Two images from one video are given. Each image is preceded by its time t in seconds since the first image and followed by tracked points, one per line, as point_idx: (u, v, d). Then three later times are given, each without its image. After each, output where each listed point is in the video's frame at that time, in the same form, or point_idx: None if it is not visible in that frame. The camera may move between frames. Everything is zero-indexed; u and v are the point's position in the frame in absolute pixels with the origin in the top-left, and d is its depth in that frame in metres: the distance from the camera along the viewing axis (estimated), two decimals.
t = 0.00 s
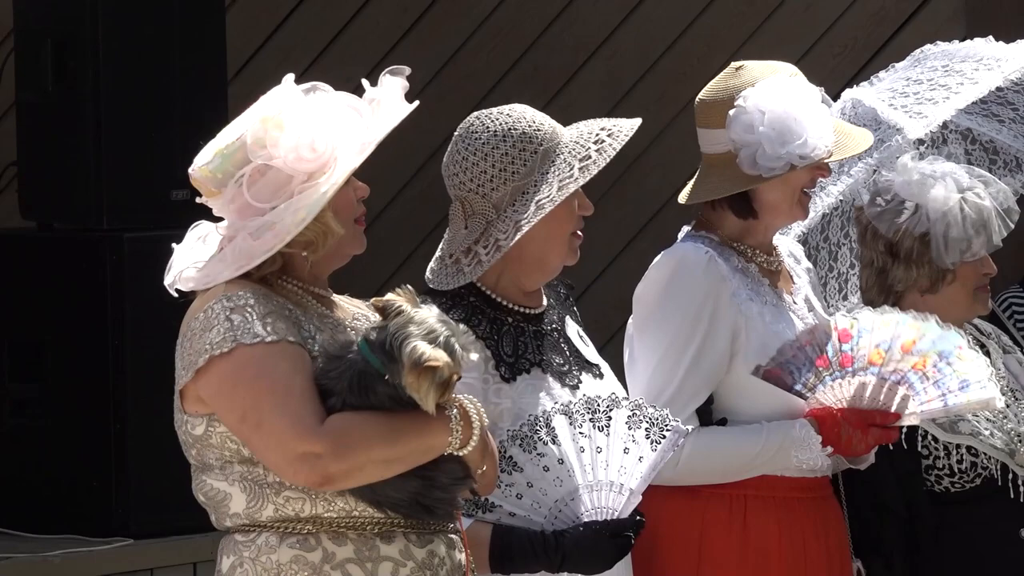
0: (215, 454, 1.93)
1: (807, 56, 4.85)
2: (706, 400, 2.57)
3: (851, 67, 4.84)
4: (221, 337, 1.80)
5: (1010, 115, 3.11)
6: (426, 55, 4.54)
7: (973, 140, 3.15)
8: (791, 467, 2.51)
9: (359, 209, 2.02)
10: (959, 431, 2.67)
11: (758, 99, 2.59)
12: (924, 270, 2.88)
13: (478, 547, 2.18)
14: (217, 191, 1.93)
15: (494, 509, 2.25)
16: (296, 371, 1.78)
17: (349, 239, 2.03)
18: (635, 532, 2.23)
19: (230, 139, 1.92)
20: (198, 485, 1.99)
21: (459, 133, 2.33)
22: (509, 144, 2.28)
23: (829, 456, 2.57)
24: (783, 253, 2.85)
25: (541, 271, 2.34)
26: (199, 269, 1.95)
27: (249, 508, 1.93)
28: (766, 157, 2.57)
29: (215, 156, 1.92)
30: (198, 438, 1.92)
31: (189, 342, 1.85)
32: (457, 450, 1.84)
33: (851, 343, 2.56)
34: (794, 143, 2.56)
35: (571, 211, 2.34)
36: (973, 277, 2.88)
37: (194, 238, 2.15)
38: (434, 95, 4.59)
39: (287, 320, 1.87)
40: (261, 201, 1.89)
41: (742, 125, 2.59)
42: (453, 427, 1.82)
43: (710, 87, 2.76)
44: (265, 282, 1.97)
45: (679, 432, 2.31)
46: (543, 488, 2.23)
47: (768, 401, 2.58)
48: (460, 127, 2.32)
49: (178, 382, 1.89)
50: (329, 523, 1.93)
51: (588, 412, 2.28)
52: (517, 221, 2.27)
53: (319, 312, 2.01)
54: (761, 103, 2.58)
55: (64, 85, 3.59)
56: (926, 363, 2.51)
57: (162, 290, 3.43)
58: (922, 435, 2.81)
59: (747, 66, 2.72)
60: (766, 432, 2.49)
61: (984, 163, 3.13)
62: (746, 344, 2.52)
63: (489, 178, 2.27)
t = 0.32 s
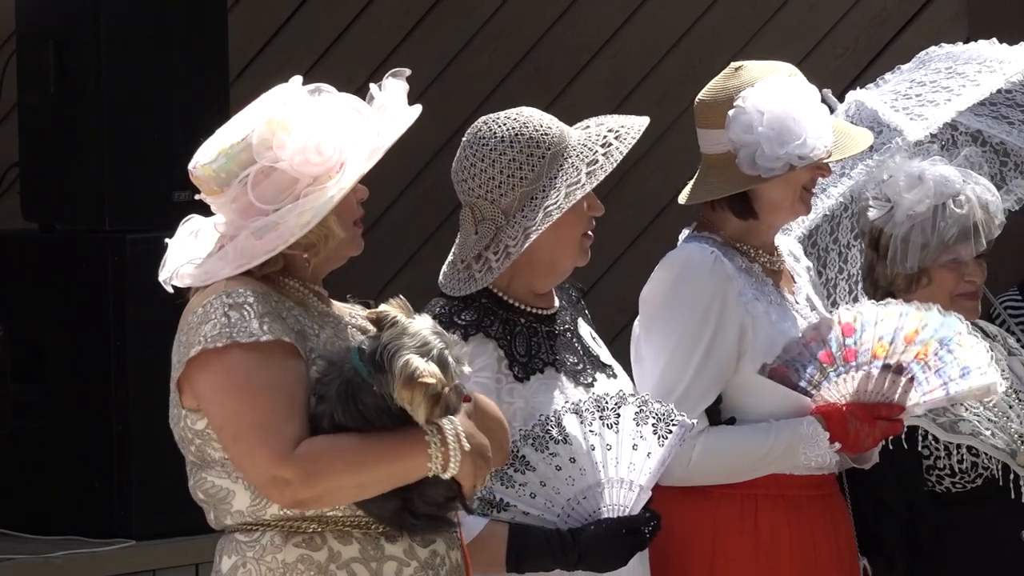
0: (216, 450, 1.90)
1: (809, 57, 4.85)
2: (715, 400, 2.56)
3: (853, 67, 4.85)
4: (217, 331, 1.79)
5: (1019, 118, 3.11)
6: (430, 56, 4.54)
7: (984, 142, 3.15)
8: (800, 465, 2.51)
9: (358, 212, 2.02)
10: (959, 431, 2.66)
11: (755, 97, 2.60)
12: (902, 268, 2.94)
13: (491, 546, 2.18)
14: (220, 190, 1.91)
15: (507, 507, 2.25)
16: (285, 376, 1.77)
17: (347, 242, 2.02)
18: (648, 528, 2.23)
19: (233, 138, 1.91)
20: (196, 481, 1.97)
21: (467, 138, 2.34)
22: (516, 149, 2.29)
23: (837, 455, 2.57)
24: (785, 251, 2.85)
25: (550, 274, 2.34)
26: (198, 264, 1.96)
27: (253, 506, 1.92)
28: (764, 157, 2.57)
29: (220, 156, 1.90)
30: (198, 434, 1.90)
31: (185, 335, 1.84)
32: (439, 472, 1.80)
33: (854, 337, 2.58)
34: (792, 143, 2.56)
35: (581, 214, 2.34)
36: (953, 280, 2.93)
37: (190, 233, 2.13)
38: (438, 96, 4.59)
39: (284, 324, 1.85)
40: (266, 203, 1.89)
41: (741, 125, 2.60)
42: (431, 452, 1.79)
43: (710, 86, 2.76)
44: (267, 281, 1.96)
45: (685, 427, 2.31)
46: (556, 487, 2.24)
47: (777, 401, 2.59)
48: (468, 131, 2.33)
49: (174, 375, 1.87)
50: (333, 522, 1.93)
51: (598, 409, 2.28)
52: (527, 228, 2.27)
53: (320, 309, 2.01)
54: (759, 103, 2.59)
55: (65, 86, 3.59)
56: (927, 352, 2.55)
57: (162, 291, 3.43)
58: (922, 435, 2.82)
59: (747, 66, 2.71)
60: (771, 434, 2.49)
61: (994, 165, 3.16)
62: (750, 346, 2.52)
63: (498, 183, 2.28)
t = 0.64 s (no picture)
0: (220, 447, 1.92)
1: (810, 57, 4.85)
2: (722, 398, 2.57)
3: (854, 67, 4.84)
4: (234, 327, 1.81)
5: None
6: (429, 57, 4.53)
7: (996, 141, 3.15)
8: (807, 459, 2.51)
9: (366, 208, 2.02)
10: (957, 434, 2.66)
11: (719, 102, 2.59)
12: (909, 264, 2.99)
13: (511, 540, 2.18)
14: (230, 184, 1.91)
15: (523, 503, 2.25)
16: (306, 369, 1.80)
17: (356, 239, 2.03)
18: (664, 527, 2.27)
19: (246, 132, 1.91)
20: (195, 475, 1.98)
21: (471, 138, 2.34)
22: (519, 147, 2.29)
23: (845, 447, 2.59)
24: (779, 249, 2.83)
25: (560, 271, 2.34)
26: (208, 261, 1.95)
27: (251, 506, 1.93)
28: (740, 167, 2.58)
29: (231, 149, 1.90)
30: (202, 430, 1.92)
31: (198, 330, 1.86)
32: (463, 469, 1.87)
33: (858, 335, 2.56)
34: (764, 145, 2.54)
35: (588, 208, 2.34)
36: (960, 273, 2.97)
37: (189, 232, 2.13)
38: (438, 96, 4.58)
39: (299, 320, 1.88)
40: (279, 198, 1.90)
41: (711, 139, 2.61)
42: (462, 447, 1.85)
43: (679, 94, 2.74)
44: (275, 278, 1.97)
45: (697, 423, 2.31)
46: (571, 483, 2.24)
47: (784, 397, 2.60)
48: (472, 131, 2.33)
49: (185, 372, 1.88)
50: (331, 526, 1.93)
51: (614, 406, 2.26)
52: (531, 224, 2.27)
53: (329, 308, 2.02)
54: (722, 109, 2.58)
55: (65, 86, 3.59)
56: (932, 345, 2.55)
57: (161, 290, 3.43)
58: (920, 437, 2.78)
59: (706, 71, 2.68)
60: (781, 427, 2.49)
61: (1007, 164, 3.14)
62: (755, 342, 2.52)
63: (502, 182, 2.29)
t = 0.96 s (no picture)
0: (210, 446, 1.93)
1: (805, 53, 4.84)
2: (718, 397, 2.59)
3: (847, 65, 4.83)
4: (231, 330, 1.81)
5: None
6: (421, 55, 4.53)
7: (1003, 138, 3.13)
8: (801, 459, 2.52)
9: (367, 210, 2.03)
10: (950, 433, 2.67)
11: (734, 109, 2.59)
12: (920, 263, 2.92)
13: (529, 534, 2.17)
14: (233, 180, 1.91)
15: (541, 500, 2.23)
16: (300, 371, 1.80)
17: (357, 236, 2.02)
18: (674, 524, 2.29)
19: (251, 129, 1.91)
20: (186, 473, 1.99)
21: (468, 138, 2.33)
22: (521, 142, 2.28)
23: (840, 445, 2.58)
24: (768, 247, 2.84)
25: (559, 266, 2.36)
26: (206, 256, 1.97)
27: (239, 506, 1.93)
28: (735, 175, 2.59)
29: (236, 145, 1.90)
30: (194, 429, 1.92)
31: (195, 331, 1.86)
32: (456, 485, 1.87)
33: (854, 338, 2.57)
34: (762, 163, 2.56)
35: (591, 202, 2.36)
36: (966, 269, 2.93)
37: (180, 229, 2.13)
38: (430, 94, 4.58)
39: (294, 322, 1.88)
40: (281, 197, 1.90)
41: (717, 142, 2.61)
42: (455, 461, 1.86)
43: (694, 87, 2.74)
44: (273, 278, 1.97)
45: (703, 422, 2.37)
46: (587, 480, 2.24)
47: (781, 397, 2.60)
48: (468, 130, 2.32)
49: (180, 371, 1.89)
50: (318, 528, 1.94)
51: (627, 403, 2.29)
52: (542, 217, 2.28)
53: (325, 309, 2.02)
54: (734, 116, 2.58)
55: (59, 86, 3.59)
56: (927, 348, 2.56)
57: (153, 287, 3.43)
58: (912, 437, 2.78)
59: (730, 72, 2.68)
60: (776, 427, 2.50)
61: (1012, 162, 3.12)
62: (751, 342, 2.53)
63: (506, 178, 2.27)
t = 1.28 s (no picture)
0: (168, 449, 1.93)
1: (784, 52, 4.77)
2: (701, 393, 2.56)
3: (829, 63, 4.78)
4: (180, 332, 1.82)
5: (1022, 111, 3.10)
6: (400, 53, 4.46)
7: (988, 135, 3.14)
8: (785, 458, 2.51)
9: (317, 213, 2.01)
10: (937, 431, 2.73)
11: (682, 99, 2.64)
12: (913, 261, 2.90)
13: (523, 534, 2.18)
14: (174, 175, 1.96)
15: (533, 497, 2.23)
16: (249, 369, 1.81)
17: (309, 239, 2.02)
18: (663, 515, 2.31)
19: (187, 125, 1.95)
20: (148, 476, 1.99)
21: (440, 135, 2.36)
22: (482, 139, 2.30)
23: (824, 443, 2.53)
24: (755, 245, 2.85)
25: (536, 261, 2.35)
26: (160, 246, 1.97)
27: (197, 506, 1.94)
28: (684, 165, 2.64)
29: (176, 142, 1.95)
30: (151, 432, 1.93)
31: (146, 333, 1.87)
32: (410, 481, 1.87)
33: (817, 337, 2.60)
34: (705, 151, 2.60)
35: (563, 196, 2.35)
36: (958, 268, 2.93)
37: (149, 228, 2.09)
38: (413, 88, 4.49)
39: (246, 321, 1.88)
40: (202, 195, 1.92)
41: (669, 133, 2.67)
42: (407, 458, 1.85)
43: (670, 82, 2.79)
44: (227, 275, 1.99)
45: (689, 410, 2.36)
46: (578, 474, 2.25)
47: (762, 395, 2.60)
48: (439, 128, 2.35)
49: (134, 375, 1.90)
50: (275, 527, 1.94)
51: (613, 396, 2.28)
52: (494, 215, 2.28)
53: (283, 309, 2.03)
54: (681, 107, 2.63)
55: (42, 84, 3.56)
56: (881, 321, 2.55)
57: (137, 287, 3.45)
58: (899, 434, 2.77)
59: (695, 66, 2.72)
60: (761, 424, 2.50)
61: (999, 159, 3.14)
62: (737, 331, 2.55)
63: (469, 174, 2.30)
